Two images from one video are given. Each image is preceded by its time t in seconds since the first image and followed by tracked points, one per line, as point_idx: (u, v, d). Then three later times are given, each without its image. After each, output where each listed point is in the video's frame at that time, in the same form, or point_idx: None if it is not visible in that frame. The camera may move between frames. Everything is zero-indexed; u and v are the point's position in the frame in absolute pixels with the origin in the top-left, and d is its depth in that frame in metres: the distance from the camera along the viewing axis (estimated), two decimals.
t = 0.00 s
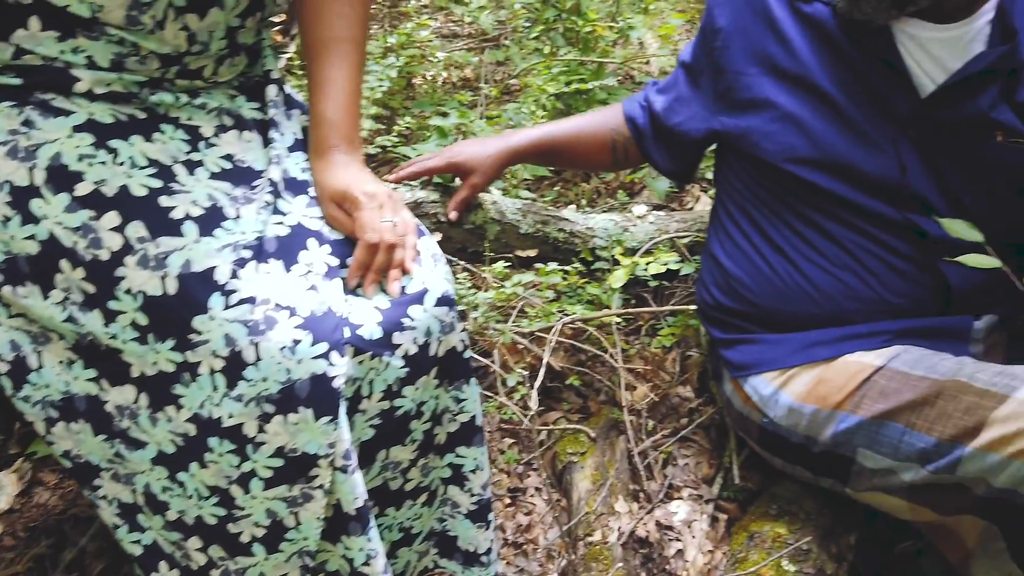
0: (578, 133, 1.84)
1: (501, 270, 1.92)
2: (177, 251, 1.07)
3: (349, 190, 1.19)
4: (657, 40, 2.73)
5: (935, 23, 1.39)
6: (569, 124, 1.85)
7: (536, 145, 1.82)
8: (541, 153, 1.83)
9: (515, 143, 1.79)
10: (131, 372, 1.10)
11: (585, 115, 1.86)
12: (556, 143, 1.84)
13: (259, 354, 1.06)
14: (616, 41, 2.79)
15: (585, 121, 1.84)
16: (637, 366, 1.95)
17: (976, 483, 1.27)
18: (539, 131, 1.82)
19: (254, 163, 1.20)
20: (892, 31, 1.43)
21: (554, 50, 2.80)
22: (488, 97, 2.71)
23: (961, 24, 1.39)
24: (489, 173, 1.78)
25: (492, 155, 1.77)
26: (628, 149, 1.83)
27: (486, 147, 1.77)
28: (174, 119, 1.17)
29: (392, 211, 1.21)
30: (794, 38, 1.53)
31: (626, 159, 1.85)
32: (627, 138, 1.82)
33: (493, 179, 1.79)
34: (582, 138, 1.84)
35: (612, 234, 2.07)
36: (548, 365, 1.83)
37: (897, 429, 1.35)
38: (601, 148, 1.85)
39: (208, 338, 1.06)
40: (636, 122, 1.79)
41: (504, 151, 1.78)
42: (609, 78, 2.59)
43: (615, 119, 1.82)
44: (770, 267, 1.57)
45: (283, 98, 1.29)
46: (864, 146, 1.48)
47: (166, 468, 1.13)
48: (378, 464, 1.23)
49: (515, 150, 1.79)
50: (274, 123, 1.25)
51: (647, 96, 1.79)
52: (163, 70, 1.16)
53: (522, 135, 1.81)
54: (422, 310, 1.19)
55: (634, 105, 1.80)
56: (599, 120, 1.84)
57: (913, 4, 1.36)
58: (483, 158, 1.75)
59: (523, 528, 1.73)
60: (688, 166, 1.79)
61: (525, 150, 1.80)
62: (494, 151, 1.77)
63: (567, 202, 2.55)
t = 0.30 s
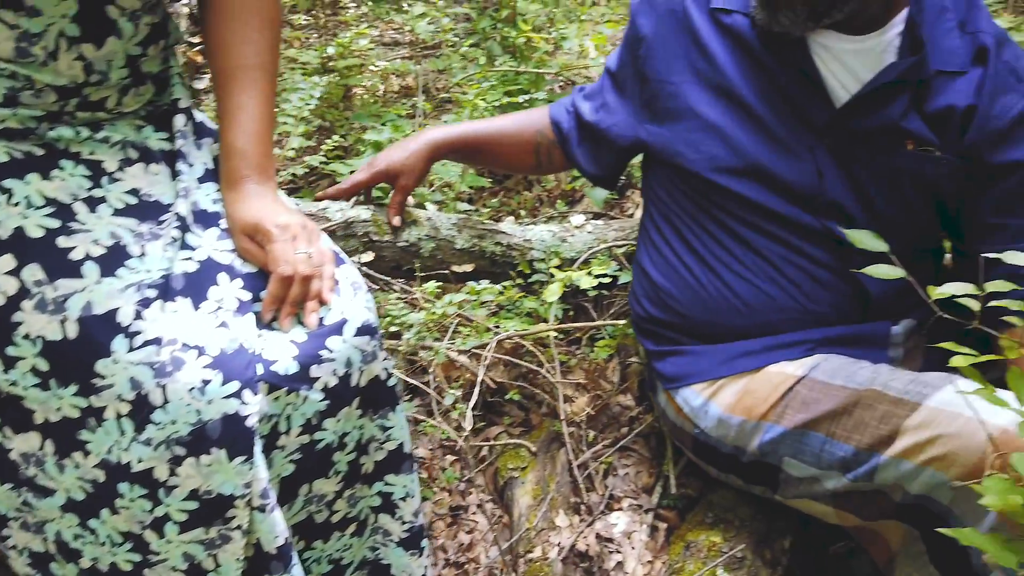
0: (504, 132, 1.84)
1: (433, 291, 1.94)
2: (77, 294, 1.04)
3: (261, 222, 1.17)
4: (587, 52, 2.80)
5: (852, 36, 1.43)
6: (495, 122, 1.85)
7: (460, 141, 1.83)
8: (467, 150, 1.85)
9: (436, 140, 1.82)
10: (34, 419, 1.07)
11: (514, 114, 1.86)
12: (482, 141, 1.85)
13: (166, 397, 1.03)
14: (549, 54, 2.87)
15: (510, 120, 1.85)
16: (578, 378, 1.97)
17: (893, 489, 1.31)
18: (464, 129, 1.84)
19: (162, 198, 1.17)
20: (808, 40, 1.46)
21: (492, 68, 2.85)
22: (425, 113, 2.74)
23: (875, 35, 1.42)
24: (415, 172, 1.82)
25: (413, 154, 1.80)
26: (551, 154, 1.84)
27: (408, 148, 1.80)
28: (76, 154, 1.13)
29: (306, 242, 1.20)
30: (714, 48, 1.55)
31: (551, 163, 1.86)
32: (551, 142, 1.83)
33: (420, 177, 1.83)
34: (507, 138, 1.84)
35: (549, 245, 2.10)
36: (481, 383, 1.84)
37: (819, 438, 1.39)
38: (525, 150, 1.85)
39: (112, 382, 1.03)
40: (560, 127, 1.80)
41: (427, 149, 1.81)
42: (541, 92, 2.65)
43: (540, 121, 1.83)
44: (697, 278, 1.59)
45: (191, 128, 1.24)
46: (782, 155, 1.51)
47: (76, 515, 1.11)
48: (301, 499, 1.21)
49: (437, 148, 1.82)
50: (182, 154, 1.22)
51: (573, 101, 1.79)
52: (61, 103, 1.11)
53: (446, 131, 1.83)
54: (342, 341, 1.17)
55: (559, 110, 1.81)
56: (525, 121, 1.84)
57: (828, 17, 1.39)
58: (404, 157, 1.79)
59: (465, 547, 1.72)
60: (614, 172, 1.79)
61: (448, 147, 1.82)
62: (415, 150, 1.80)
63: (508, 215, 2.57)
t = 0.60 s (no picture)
0: (431, 143, 1.84)
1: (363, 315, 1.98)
2: None
3: (171, 263, 1.16)
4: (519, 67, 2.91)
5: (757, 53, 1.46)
6: (423, 133, 1.85)
7: (388, 151, 1.83)
8: (396, 159, 1.84)
9: (363, 151, 1.81)
10: None
11: (442, 126, 1.87)
12: (411, 152, 1.84)
13: (73, 449, 1.01)
14: (482, 71, 2.92)
15: (440, 132, 1.85)
16: (517, 393, 1.99)
17: (812, 497, 1.36)
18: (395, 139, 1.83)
19: (67, 241, 1.14)
20: (718, 56, 1.49)
21: (426, 85, 2.89)
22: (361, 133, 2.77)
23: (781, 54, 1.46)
24: (346, 184, 1.82)
25: (342, 167, 1.80)
26: (480, 165, 1.85)
27: (339, 157, 1.80)
28: None
29: (218, 281, 1.18)
30: (631, 66, 1.59)
31: (480, 175, 1.86)
32: (480, 154, 1.84)
33: (353, 189, 1.84)
34: (435, 149, 1.84)
35: (485, 260, 2.12)
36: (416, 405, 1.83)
37: (741, 449, 1.43)
38: (453, 160, 1.85)
39: (16, 436, 1.01)
40: (489, 140, 1.82)
41: (356, 160, 1.80)
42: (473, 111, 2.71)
43: (469, 134, 1.84)
44: (623, 293, 1.62)
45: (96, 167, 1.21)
46: (697, 171, 1.55)
47: None
48: (223, 542, 1.20)
49: (365, 159, 1.81)
50: (87, 194, 1.19)
51: (504, 116, 1.81)
52: None
53: (375, 142, 1.82)
54: (260, 379, 1.15)
55: (489, 124, 1.83)
56: (453, 133, 1.85)
57: (735, 32, 1.43)
58: (333, 170, 1.79)
59: (407, 569, 1.71)
60: (543, 186, 1.80)
61: (376, 157, 1.82)
62: (344, 162, 1.80)
63: (447, 230, 2.58)
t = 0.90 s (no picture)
0: (368, 162, 1.83)
1: (303, 345, 1.99)
2: None
3: (96, 311, 1.15)
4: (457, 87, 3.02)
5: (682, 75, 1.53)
6: (361, 152, 1.84)
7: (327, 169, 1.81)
8: (333, 176, 1.83)
9: (302, 168, 1.79)
10: None
11: (380, 144, 1.86)
12: (348, 170, 1.83)
13: None
14: (423, 88, 2.95)
15: (377, 151, 1.84)
16: (465, 410, 2.01)
17: (746, 508, 1.40)
18: (333, 155, 1.82)
19: None
20: (643, 79, 1.54)
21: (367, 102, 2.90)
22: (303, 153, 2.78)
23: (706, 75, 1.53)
24: (282, 202, 1.80)
25: (279, 184, 1.78)
26: (419, 183, 1.84)
27: (276, 174, 1.78)
28: None
29: (147, 326, 1.18)
30: (560, 90, 1.62)
31: (419, 193, 1.85)
32: (419, 172, 1.83)
33: (286, 207, 1.82)
34: (374, 166, 1.83)
35: (429, 279, 2.13)
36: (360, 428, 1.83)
37: (678, 463, 1.47)
38: (392, 177, 1.84)
39: None
40: (428, 159, 1.81)
41: (292, 178, 1.79)
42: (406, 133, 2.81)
43: (408, 153, 1.83)
44: (561, 314, 1.66)
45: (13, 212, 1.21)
46: (628, 192, 1.59)
47: None
48: None
49: (303, 176, 1.79)
50: (7, 242, 1.19)
51: (441, 137, 1.81)
52: None
53: (312, 159, 1.80)
54: (191, 423, 1.15)
55: (426, 143, 1.82)
56: (392, 151, 1.84)
57: (659, 55, 1.49)
58: (268, 188, 1.77)
59: None
60: (481, 207, 1.82)
61: (313, 174, 1.80)
62: (280, 180, 1.78)
63: (394, 247, 2.58)
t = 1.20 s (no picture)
0: (317, 185, 1.83)
1: (254, 373, 1.97)
2: None
3: (35, 357, 1.17)
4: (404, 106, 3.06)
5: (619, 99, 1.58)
6: (310, 174, 1.83)
7: (276, 190, 1.80)
8: (282, 199, 1.81)
9: (251, 192, 1.78)
10: None
11: (329, 167, 1.85)
12: (297, 193, 1.82)
13: None
14: (372, 105, 2.97)
15: (327, 174, 1.84)
16: (422, 427, 2.02)
17: (693, 519, 1.45)
18: (281, 179, 1.81)
19: None
20: (586, 104, 1.58)
21: (316, 120, 2.90)
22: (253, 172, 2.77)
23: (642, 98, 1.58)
24: (228, 225, 1.78)
25: (225, 207, 1.76)
26: (369, 204, 1.84)
27: (222, 197, 1.76)
28: None
29: (89, 369, 1.19)
30: (504, 112, 1.65)
31: (368, 214, 1.85)
32: (369, 194, 1.83)
33: (231, 229, 1.79)
34: (324, 187, 1.82)
35: (382, 297, 2.16)
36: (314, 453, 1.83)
37: (628, 477, 1.50)
38: (341, 199, 1.83)
39: None
40: (377, 179, 1.82)
41: (239, 201, 1.77)
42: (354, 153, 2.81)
43: (357, 174, 1.84)
44: (512, 331, 1.68)
45: None
46: (573, 211, 1.62)
47: None
48: None
49: (252, 199, 1.78)
50: None
51: (389, 157, 1.82)
52: None
53: (260, 182, 1.79)
54: (138, 463, 1.15)
55: (375, 164, 1.83)
56: (342, 173, 1.84)
57: (598, 83, 1.54)
58: (214, 211, 1.75)
59: None
60: (430, 227, 1.83)
61: (261, 197, 1.79)
62: (227, 204, 1.76)
63: (348, 266, 2.57)
